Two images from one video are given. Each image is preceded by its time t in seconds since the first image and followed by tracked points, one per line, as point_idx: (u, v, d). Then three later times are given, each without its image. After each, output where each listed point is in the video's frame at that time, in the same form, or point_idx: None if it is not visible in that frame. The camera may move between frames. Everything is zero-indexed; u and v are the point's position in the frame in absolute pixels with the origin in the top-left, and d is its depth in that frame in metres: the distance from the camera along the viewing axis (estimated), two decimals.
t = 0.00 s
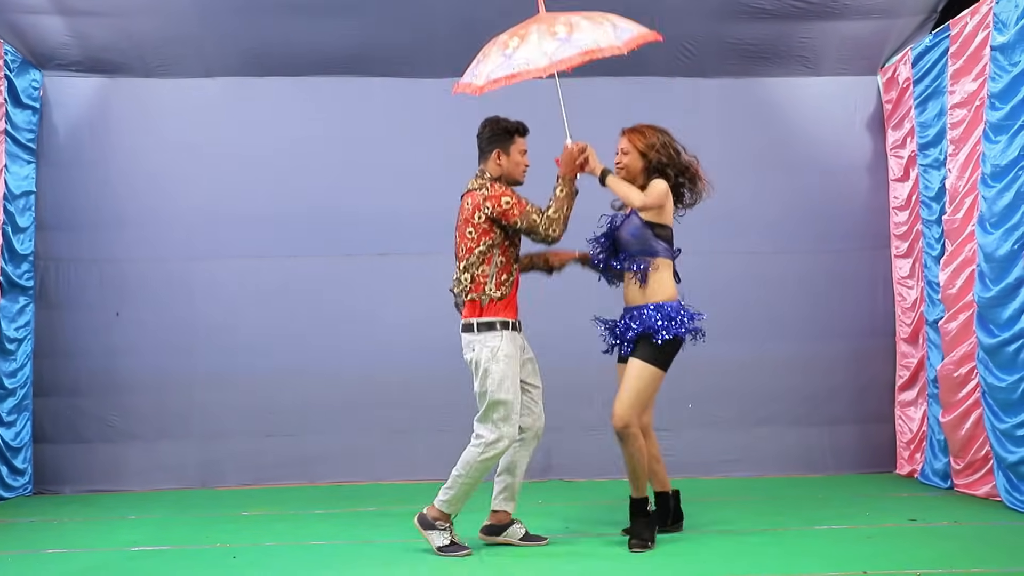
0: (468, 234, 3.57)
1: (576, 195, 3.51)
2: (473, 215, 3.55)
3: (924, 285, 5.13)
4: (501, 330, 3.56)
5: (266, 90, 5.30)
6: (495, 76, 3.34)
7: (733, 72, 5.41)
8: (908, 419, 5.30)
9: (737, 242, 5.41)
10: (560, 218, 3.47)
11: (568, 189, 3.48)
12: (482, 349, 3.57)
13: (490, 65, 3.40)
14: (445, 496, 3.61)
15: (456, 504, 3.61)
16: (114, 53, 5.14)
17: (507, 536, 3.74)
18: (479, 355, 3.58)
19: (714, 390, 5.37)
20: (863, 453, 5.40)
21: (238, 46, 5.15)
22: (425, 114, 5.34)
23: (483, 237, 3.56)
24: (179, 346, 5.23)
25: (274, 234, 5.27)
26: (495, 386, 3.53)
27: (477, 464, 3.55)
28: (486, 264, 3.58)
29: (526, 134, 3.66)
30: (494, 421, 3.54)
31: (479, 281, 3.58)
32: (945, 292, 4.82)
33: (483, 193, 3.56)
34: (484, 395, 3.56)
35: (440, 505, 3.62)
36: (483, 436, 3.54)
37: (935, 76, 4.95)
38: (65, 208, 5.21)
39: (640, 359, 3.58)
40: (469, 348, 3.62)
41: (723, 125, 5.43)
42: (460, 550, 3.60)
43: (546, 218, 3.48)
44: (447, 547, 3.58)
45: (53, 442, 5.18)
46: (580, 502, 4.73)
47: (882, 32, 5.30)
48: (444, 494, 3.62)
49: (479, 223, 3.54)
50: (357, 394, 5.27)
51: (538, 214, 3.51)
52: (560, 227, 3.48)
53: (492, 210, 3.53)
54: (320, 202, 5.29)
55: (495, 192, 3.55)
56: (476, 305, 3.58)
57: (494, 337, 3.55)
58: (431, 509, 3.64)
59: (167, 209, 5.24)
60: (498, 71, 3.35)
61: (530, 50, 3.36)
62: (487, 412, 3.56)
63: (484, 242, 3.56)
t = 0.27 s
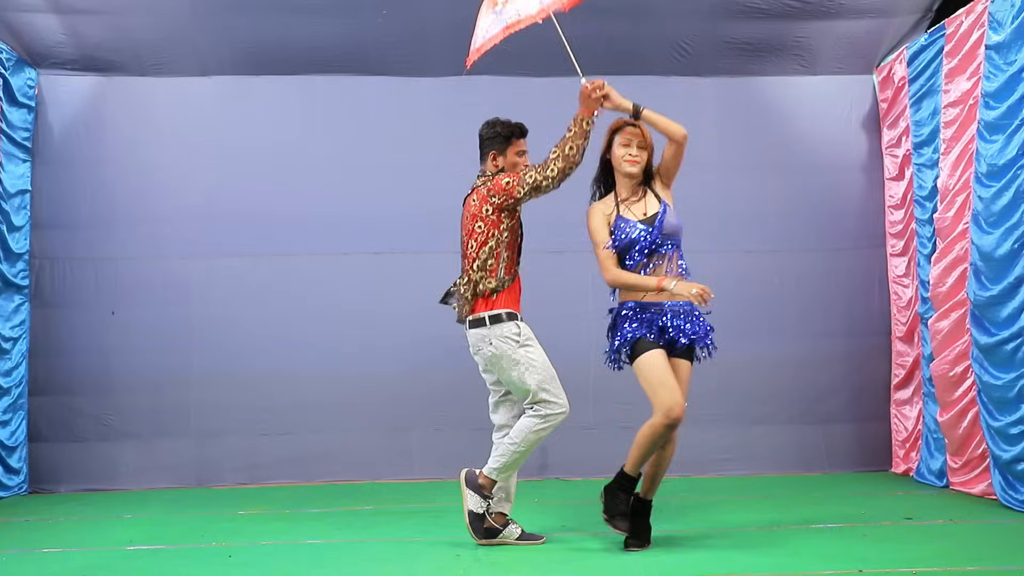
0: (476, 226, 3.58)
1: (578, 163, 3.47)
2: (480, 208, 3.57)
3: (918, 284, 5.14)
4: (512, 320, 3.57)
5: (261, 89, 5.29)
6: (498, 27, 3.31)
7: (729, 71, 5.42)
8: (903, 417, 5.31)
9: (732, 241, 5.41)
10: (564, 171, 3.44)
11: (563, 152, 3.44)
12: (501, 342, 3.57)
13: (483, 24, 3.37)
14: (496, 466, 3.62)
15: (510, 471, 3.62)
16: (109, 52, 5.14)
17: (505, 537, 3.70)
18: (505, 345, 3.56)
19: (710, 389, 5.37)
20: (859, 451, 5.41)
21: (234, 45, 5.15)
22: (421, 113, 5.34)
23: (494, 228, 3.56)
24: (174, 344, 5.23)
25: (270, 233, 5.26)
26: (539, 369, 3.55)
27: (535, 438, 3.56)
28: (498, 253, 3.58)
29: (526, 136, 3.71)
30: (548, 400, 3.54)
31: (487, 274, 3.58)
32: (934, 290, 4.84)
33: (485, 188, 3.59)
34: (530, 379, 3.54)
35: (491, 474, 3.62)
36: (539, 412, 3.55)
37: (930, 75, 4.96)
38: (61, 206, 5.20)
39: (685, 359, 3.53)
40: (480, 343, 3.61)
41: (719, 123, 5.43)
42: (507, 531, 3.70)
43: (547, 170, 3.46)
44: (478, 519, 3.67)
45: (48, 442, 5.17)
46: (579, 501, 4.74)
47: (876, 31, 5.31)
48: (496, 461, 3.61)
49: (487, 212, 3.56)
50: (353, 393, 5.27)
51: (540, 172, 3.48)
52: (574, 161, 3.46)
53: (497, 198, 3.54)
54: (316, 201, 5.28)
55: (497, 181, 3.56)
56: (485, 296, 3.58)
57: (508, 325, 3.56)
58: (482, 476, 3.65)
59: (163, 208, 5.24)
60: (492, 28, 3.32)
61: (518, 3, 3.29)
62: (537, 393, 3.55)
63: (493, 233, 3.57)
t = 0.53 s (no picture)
0: (468, 233, 3.62)
1: (558, 166, 3.54)
2: (470, 211, 3.62)
3: (910, 284, 5.15)
4: (505, 322, 3.59)
5: (253, 89, 5.28)
6: None
7: (721, 71, 5.42)
8: (895, 417, 5.32)
9: (725, 241, 5.42)
10: (543, 176, 3.52)
11: (557, 147, 3.53)
12: (496, 344, 3.58)
13: None
14: (488, 475, 3.60)
15: (504, 482, 3.63)
16: (100, 51, 5.12)
17: (500, 536, 3.71)
18: (495, 350, 3.58)
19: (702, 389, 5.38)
20: (851, 451, 5.42)
21: (226, 44, 5.13)
22: (414, 113, 5.34)
23: (483, 232, 3.59)
24: (167, 344, 5.22)
25: (262, 233, 5.25)
26: (532, 374, 3.58)
27: (528, 445, 3.58)
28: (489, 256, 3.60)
29: (522, 139, 3.67)
30: (538, 406, 3.58)
31: (479, 279, 3.60)
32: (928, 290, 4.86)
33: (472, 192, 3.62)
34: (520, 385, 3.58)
35: (485, 487, 3.62)
36: (532, 418, 3.58)
37: (921, 76, 4.97)
38: (52, 206, 5.19)
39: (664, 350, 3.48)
40: (474, 347, 3.63)
41: (712, 124, 5.44)
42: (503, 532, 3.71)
43: (526, 173, 3.52)
44: (467, 535, 3.59)
45: (39, 442, 5.15)
46: (559, 501, 4.74)
47: (869, 32, 5.32)
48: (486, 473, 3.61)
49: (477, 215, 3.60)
50: (346, 393, 5.26)
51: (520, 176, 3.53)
52: (553, 163, 3.52)
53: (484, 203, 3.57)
54: (309, 200, 5.28)
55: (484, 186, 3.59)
56: (480, 300, 3.60)
57: (502, 328, 3.57)
58: (474, 491, 3.62)
59: (154, 207, 5.23)
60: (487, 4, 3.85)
61: None
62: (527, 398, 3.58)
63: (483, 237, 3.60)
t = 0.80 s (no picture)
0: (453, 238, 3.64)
1: (513, 173, 3.45)
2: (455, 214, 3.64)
3: (901, 285, 5.16)
4: (483, 323, 3.57)
5: (244, 90, 5.28)
6: None
7: (712, 74, 5.43)
8: (885, 418, 5.33)
9: (716, 243, 5.42)
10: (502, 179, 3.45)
11: (515, 150, 3.43)
12: (477, 345, 3.56)
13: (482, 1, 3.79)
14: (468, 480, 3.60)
15: (485, 484, 3.60)
16: (91, 52, 5.11)
17: (489, 539, 3.72)
18: (477, 351, 3.57)
19: (693, 390, 5.38)
20: (842, 453, 5.43)
21: (217, 46, 5.12)
22: (406, 114, 5.34)
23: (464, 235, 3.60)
24: (157, 346, 5.20)
25: (254, 234, 5.24)
26: (511, 375, 3.54)
27: (506, 446, 3.55)
28: (470, 260, 3.59)
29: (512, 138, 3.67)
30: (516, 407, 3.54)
31: (462, 284, 3.60)
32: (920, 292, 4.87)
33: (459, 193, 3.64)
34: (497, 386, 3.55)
35: (466, 489, 3.60)
36: (509, 420, 3.54)
37: (912, 78, 4.99)
38: (42, 208, 5.17)
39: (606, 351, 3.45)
40: (459, 347, 3.62)
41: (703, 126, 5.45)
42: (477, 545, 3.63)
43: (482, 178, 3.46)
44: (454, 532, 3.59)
45: (29, 444, 5.13)
46: (551, 503, 4.73)
47: (859, 35, 5.34)
48: (468, 475, 3.61)
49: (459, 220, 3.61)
50: (337, 394, 5.25)
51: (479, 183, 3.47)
52: (508, 168, 3.43)
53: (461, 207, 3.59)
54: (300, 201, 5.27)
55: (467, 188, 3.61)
56: (463, 305, 3.60)
57: (484, 328, 3.56)
58: (455, 493, 3.61)
59: (145, 209, 5.21)
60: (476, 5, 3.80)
61: None
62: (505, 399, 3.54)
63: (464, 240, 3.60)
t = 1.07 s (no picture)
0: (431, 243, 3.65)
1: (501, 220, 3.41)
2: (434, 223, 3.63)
3: (894, 287, 5.16)
4: (457, 333, 3.56)
5: (237, 92, 5.28)
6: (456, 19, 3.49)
7: (705, 76, 5.44)
8: (878, 420, 5.33)
9: (709, 245, 5.43)
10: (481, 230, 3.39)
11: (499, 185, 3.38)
12: (440, 354, 3.61)
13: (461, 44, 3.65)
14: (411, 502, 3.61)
15: (426, 507, 3.60)
16: (84, 54, 5.11)
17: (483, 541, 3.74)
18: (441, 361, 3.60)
19: (687, 392, 5.39)
20: (835, 455, 5.43)
21: (210, 47, 5.13)
22: (399, 116, 5.34)
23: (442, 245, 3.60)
24: (150, 348, 5.20)
25: (247, 235, 5.24)
26: (462, 390, 3.55)
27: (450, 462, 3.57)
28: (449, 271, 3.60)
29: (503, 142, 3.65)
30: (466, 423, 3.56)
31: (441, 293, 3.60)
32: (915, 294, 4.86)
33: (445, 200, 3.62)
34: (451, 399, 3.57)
35: (410, 514, 3.61)
36: (447, 438, 3.56)
37: (905, 80, 4.99)
38: (35, 210, 5.17)
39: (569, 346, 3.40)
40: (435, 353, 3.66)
41: (696, 128, 5.45)
42: (428, 556, 3.52)
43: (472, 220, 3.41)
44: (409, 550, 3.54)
45: (21, 446, 5.13)
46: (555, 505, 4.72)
47: (852, 37, 5.35)
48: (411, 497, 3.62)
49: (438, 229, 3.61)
50: (330, 396, 5.25)
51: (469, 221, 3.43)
52: (496, 218, 3.39)
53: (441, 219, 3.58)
54: (294, 203, 5.27)
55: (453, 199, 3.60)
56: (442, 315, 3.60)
57: (455, 340, 3.57)
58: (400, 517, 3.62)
59: (138, 210, 5.21)
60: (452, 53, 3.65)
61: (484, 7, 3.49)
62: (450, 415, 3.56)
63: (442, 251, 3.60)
